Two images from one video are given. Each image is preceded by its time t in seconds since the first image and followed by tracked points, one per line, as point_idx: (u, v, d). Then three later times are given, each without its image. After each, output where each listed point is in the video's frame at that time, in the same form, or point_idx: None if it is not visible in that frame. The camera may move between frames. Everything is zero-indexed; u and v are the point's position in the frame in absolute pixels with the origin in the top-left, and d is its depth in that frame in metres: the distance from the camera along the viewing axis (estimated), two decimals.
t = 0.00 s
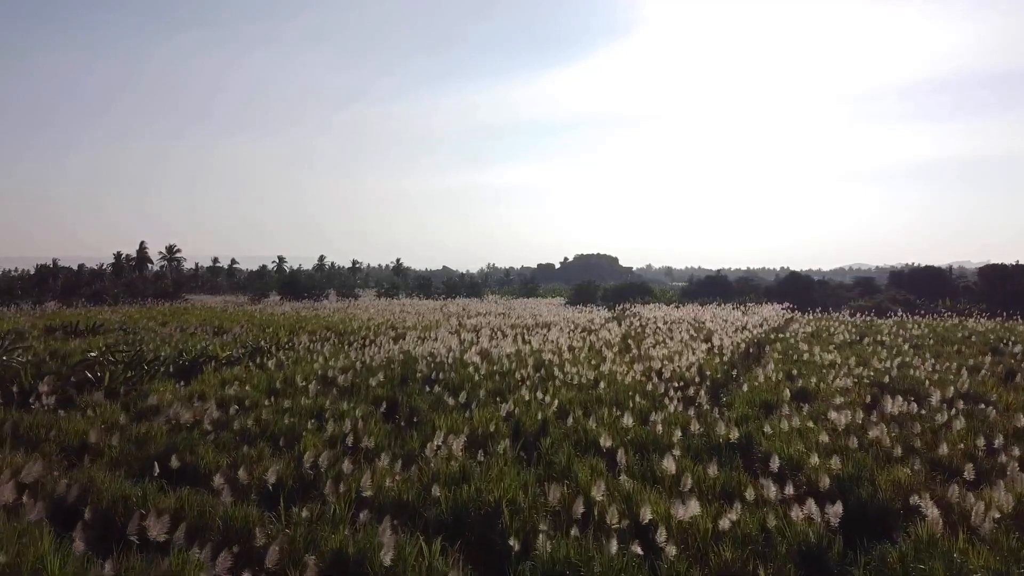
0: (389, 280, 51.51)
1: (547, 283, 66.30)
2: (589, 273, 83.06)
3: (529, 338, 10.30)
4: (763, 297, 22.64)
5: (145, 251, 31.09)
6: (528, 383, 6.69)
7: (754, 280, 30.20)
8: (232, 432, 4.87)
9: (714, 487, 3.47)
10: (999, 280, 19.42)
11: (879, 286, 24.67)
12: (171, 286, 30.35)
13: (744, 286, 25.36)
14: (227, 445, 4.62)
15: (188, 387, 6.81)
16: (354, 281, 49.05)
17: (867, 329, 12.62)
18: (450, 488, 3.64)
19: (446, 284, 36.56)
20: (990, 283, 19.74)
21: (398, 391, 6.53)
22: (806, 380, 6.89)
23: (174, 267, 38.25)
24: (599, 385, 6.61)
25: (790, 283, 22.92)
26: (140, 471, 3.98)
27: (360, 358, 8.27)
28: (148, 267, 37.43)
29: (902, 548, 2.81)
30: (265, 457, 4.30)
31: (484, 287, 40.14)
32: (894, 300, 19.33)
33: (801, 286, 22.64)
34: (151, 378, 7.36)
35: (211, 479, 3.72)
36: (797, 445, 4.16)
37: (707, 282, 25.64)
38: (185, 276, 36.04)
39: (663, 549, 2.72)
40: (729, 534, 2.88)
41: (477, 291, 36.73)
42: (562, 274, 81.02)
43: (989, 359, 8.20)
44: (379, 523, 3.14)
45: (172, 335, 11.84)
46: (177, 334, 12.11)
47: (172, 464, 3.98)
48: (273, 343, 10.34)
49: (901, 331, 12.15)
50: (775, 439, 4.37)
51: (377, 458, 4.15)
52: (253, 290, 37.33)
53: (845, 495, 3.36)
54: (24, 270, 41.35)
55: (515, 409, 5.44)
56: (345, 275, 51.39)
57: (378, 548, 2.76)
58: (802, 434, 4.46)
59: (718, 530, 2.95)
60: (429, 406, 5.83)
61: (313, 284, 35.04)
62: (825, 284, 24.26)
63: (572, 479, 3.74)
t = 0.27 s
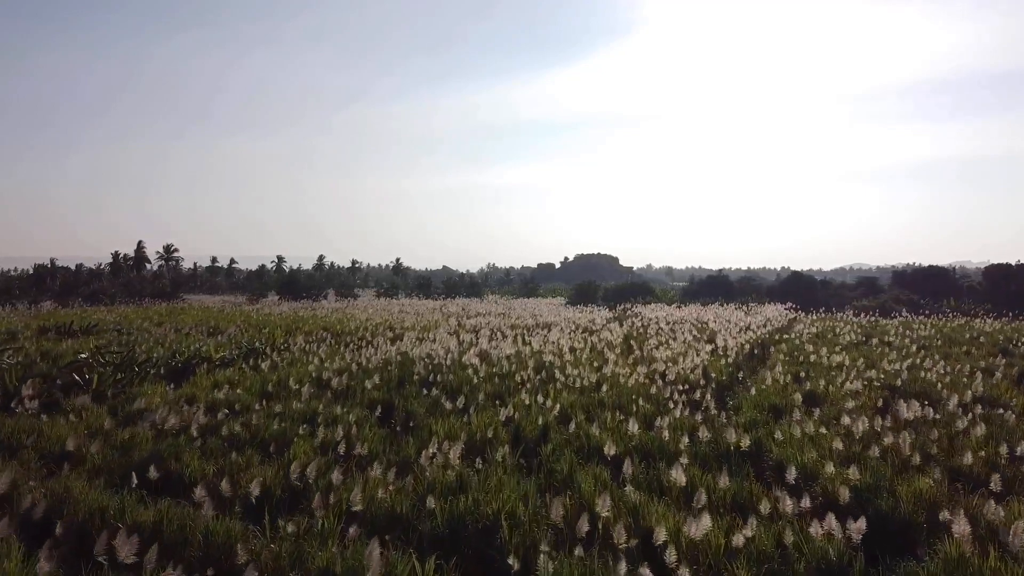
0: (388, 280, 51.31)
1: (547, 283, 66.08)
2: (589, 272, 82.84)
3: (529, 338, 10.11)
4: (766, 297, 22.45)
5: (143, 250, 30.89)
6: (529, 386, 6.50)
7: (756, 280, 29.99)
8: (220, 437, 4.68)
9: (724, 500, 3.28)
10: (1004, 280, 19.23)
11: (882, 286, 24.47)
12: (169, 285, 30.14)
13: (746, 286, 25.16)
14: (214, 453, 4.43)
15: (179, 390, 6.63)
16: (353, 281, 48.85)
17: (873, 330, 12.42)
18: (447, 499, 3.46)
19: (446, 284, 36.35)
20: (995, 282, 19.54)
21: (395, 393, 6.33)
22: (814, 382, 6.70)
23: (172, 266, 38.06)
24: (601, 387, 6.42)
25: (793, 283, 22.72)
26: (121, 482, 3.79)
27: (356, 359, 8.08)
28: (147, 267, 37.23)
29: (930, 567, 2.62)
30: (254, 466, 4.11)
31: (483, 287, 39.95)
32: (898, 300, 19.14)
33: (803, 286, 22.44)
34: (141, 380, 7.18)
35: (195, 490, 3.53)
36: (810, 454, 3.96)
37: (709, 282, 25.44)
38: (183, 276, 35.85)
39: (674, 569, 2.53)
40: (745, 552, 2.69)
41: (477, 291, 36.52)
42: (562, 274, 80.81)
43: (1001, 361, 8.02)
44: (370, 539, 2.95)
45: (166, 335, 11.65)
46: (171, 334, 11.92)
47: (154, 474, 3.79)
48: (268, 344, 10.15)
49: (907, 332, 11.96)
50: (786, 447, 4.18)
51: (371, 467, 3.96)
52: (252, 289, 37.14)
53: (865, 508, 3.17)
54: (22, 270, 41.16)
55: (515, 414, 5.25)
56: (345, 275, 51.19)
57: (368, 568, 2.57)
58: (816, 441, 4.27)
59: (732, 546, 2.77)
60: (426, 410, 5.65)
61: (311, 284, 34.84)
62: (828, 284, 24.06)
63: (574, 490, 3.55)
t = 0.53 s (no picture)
0: (388, 280, 51.11)
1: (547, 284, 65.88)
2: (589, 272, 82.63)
3: (529, 339, 9.91)
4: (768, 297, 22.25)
5: (141, 250, 30.70)
6: (529, 389, 6.31)
7: (757, 280, 29.79)
8: (208, 444, 4.49)
9: (737, 515, 3.09)
10: (1009, 280, 19.03)
11: (885, 286, 24.27)
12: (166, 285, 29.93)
13: (748, 286, 24.96)
14: (201, 460, 4.24)
15: (169, 394, 6.44)
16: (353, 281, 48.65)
17: (879, 331, 12.23)
18: (444, 513, 3.26)
19: (446, 284, 36.15)
20: (1000, 282, 19.35)
21: (391, 397, 6.14)
22: (823, 385, 6.51)
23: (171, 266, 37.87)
24: (603, 391, 6.23)
25: (795, 283, 22.52)
26: (99, 493, 3.59)
27: (352, 361, 7.89)
28: (144, 267, 37.03)
29: None
30: (241, 476, 3.92)
31: (484, 287, 39.75)
32: (902, 301, 18.94)
33: (806, 286, 22.24)
34: (131, 383, 6.99)
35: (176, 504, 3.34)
36: (825, 464, 3.77)
37: (710, 282, 25.25)
38: (182, 275, 35.65)
39: None
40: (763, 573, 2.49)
41: (477, 291, 36.32)
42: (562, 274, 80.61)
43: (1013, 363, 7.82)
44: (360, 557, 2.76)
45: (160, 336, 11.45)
46: (166, 335, 11.72)
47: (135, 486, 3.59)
48: (263, 345, 9.95)
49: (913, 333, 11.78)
50: (799, 455, 3.99)
51: (364, 477, 3.76)
52: (250, 289, 36.96)
53: (889, 524, 2.97)
54: (19, 270, 40.95)
55: (515, 419, 5.06)
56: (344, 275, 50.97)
57: None
58: (830, 449, 4.08)
59: (748, 566, 2.57)
60: (423, 414, 5.45)
61: (310, 284, 34.64)
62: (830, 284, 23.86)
63: (577, 502, 3.36)
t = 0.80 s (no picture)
0: (388, 279, 50.91)
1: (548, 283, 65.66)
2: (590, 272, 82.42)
3: (530, 340, 9.71)
4: (771, 297, 22.05)
5: (138, 250, 30.49)
6: (529, 393, 6.12)
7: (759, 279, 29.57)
8: (194, 450, 4.29)
9: (750, 531, 2.90)
10: (1014, 279, 18.83)
11: (889, 286, 24.07)
12: (164, 285, 29.73)
13: (751, 286, 24.76)
14: (185, 469, 4.05)
15: (158, 397, 6.24)
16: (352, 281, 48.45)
17: (885, 331, 12.04)
18: (439, 527, 3.07)
19: (445, 284, 35.94)
20: (1005, 282, 19.15)
21: (387, 400, 5.95)
22: (832, 388, 6.32)
23: (169, 266, 37.66)
24: (606, 395, 6.03)
25: (798, 283, 22.32)
26: (73, 507, 3.39)
27: (348, 363, 7.69)
28: (143, 266, 36.83)
29: None
30: (227, 486, 3.73)
31: (483, 287, 39.54)
32: (906, 301, 18.74)
33: (809, 286, 22.03)
34: (120, 386, 6.80)
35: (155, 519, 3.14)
36: (841, 475, 3.58)
37: (712, 281, 25.05)
38: (180, 275, 35.44)
39: None
40: None
41: (477, 291, 36.10)
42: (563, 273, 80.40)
43: None
44: None
45: (154, 337, 11.25)
46: (160, 335, 11.52)
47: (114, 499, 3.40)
48: (258, 346, 9.76)
49: (920, 334, 11.59)
50: (813, 465, 3.80)
51: (355, 489, 3.57)
52: (249, 289, 36.74)
53: (915, 541, 2.77)
54: (18, 270, 40.77)
55: (515, 424, 4.87)
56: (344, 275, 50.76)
57: None
58: (845, 458, 3.89)
59: None
60: (419, 419, 5.26)
61: (309, 284, 34.42)
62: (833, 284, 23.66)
63: (581, 516, 3.17)
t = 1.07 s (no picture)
0: (387, 279, 50.72)
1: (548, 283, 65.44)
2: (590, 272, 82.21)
3: (530, 340, 9.51)
4: (773, 297, 21.86)
5: (136, 249, 30.30)
6: (530, 397, 5.92)
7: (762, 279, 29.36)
8: (178, 457, 4.11)
9: (766, 549, 2.71)
10: (1020, 279, 18.62)
11: (892, 285, 23.86)
12: (161, 284, 29.54)
13: (753, 285, 24.56)
14: (168, 478, 3.86)
15: (146, 400, 6.05)
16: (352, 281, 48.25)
17: (892, 332, 11.84)
18: (434, 543, 2.88)
19: (445, 284, 35.74)
20: (1010, 281, 18.94)
21: (383, 404, 5.75)
22: (843, 391, 6.12)
23: (167, 266, 37.46)
24: (609, 399, 5.84)
25: (801, 283, 22.12)
26: (46, 522, 3.21)
27: (343, 365, 7.51)
28: (140, 266, 36.64)
29: None
30: (210, 497, 3.54)
31: (484, 288, 39.34)
32: (910, 300, 18.54)
33: (812, 285, 21.84)
34: (108, 389, 6.61)
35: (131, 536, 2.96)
36: (859, 487, 3.39)
37: (713, 281, 24.84)
38: (178, 275, 35.25)
39: None
40: None
41: (477, 290, 35.90)
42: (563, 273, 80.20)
43: None
44: None
45: (148, 337, 11.07)
46: (154, 336, 11.33)
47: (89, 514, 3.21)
48: (253, 347, 9.58)
49: (927, 334, 11.39)
50: (829, 475, 3.60)
51: (346, 502, 3.38)
52: (248, 288, 36.55)
53: (945, 560, 2.58)
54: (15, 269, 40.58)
55: (514, 430, 4.67)
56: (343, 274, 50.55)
57: None
58: (863, 467, 3.70)
59: None
60: (415, 424, 5.07)
61: (308, 284, 34.22)
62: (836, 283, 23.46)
63: (584, 532, 2.98)
